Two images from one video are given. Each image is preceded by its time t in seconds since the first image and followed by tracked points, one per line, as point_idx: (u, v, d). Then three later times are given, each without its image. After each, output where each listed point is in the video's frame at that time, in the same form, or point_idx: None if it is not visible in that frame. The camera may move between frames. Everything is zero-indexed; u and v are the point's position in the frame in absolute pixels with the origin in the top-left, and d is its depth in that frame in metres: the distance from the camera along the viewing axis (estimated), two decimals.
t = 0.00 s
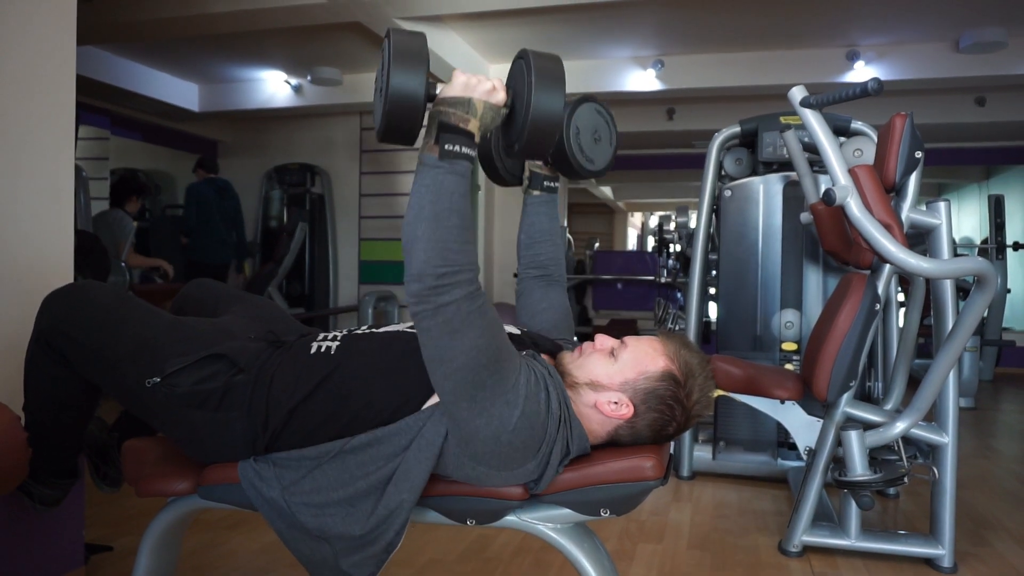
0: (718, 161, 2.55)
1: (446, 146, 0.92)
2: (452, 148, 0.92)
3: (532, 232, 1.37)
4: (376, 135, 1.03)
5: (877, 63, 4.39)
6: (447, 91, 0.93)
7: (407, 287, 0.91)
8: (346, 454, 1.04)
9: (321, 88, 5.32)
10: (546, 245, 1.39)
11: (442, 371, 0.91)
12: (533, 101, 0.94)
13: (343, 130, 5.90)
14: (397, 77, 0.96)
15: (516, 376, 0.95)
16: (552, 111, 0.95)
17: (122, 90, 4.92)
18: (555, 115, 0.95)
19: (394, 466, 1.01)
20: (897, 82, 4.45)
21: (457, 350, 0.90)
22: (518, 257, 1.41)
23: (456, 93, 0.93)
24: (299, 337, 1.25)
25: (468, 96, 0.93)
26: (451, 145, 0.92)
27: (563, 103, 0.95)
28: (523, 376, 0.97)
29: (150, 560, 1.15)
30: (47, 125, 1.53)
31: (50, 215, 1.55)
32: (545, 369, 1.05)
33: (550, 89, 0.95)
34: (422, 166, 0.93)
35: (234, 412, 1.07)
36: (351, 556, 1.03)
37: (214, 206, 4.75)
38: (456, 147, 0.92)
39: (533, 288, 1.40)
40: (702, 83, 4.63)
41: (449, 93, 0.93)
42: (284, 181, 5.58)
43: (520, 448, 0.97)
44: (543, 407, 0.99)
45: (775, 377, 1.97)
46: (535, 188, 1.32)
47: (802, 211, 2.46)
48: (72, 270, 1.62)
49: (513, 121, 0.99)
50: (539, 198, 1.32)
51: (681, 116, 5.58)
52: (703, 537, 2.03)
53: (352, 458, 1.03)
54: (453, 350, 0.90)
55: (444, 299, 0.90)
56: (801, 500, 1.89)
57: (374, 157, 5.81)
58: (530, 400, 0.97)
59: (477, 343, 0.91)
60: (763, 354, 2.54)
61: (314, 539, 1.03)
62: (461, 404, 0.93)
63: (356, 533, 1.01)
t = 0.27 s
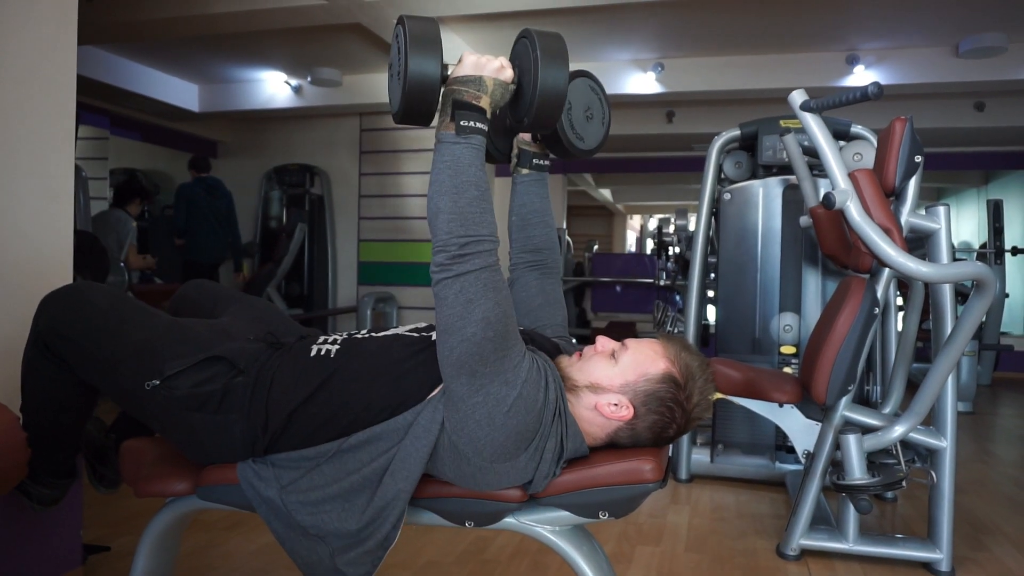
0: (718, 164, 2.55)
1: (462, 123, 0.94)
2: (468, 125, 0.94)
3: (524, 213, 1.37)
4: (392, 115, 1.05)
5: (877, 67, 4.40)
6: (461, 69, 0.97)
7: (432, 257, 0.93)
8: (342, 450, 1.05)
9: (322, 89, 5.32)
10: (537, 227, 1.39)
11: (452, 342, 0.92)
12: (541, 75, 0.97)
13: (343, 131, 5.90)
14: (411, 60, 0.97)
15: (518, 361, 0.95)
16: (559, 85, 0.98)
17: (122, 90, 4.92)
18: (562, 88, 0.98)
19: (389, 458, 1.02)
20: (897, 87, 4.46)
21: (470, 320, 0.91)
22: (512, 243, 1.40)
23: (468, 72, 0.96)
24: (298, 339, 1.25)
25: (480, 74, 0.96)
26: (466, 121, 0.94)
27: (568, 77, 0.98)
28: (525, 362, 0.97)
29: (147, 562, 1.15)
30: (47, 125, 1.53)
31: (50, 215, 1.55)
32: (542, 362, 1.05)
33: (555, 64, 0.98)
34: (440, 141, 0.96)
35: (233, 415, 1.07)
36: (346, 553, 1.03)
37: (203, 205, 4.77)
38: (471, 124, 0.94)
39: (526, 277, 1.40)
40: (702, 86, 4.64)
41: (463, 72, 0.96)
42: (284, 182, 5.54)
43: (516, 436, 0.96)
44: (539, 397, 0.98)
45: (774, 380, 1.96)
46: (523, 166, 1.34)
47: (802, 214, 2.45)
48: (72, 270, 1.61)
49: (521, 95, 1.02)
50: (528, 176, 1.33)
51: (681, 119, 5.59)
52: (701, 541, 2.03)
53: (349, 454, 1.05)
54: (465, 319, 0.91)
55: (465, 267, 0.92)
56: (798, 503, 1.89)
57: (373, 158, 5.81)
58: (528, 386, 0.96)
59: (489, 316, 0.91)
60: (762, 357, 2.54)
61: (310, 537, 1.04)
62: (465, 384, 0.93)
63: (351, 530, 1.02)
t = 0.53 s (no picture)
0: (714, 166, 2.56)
1: (448, 134, 0.93)
2: (454, 135, 0.93)
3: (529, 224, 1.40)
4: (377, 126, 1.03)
5: (873, 71, 4.41)
6: (448, 75, 0.95)
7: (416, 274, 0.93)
8: (339, 453, 1.05)
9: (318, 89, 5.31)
10: (543, 240, 1.41)
11: (443, 359, 0.92)
12: (531, 79, 0.94)
13: (339, 132, 5.90)
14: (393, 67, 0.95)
15: (512, 372, 0.96)
16: (549, 90, 0.95)
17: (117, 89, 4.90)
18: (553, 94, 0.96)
19: (387, 464, 1.02)
20: (893, 90, 4.47)
21: (458, 338, 0.91)
22: (517, 253, 1.42)
23: (456, 77, 0.95)
24: (296, 340, 1.25)
25: (467, 81, 0.95)
26: (452, 132, 0.93)
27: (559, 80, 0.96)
28: (518, 370, 0.98)
29: (142, 562, 1.15)
30: (43, 124, 1.53)
31: (45, 214, 1.54)
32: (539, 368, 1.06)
33: (545, 68, 0.95)
34: (425, 154, 0.95)
35: (230, 413, 1.07)
36: (341, 558, 1.03)
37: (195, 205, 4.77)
38: (458, 134, 0.93)
39: (529, 286, 1.40)
40: (698, 88, 4.65)
41: (449, 78, 0.95)
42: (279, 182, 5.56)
43: (510, 446, 0.96)
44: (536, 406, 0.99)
45: (770, 383, 1.97)
46: (532, 182, 1.35)
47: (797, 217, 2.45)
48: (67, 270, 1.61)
49: (512, 101, 1.00)
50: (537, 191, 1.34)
51: (677, 121, 5.60)
52: (697, 542, 2.03)
53: (347, 457, 1.04)
54: (454, 337, 0.91)
55: (450, 285, 0.92)
56: (793, 506, 1.90)
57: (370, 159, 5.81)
58: (525, 397, 0.97)
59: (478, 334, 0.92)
60: (758, 359, 2.55)
61: (306, 541, 1.04)
62: (457, 396, 0.93)
63: (347, 534, 1.02)
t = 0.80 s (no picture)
0: (711, 164, 2.55)
1: (426, 205, 0.82)
2: (433, 206, 0.82)
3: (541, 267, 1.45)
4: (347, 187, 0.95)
5: (870, 70, 4.40)
6: (422, 136, 0.82)
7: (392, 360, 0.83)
8: (340, 458, 1.02)
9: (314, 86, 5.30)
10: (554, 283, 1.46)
11: (437, 429, 0.87)
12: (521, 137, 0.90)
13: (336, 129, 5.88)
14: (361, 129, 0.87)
15: (513, 413, 0.92)
16: (543, 141, 0.90)
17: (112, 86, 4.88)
18: (547, 145, 0.90)
19: (394, 476, 1.00)
20: (890, 89, 4.47)
21: (453, 415, 0.85)
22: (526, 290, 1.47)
23: (433, 137, 0.81)
24: (293, 337, 1.25)
25: (447, 141, 0.81)
26: (431, 202, 0.82)
27: (551, 136, 0.91)
28: (519, 408, 0.93)
29: (136, 559, 1.14)
30: (37, 119, 1.52)
31: (40, 211, 1.53)
32: (538, 394, 1.01)
33: (535, 119, 0.91)
34: (399, 227, 0.83)
35: (227, 408, 1.07)
36: (341, 563, 1.00)
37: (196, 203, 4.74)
38: (438, 204, 0.82)
39: (538, 318, 1.44)
40: (695, 87, 4.64)
41: (425, 138, 0.82)
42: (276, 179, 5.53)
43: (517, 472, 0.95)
44: (541, 434, 0.97)
45: (766, 380, 1.97)
46: (548, 229, 1.45)
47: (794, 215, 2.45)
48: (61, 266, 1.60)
49: (500, 159, 0.94)
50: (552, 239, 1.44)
51: (674, 119, 5.59)
52: (692, 540, 2.03)
53: (349, 464, 1.02)
54: (448, 412, 0.85)
55: (435, 371, 0.82)
56: (790, 503, 1.89)
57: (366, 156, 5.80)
58: (529, 433, 0.94)
59: (473, 404, 0.85)
60: (754, 357, 2.55)
61: (303, 542, 1.01)
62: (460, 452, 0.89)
63: (350, 540, 0.99)
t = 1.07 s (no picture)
0: (714, 159, 2.54)
1: (425, 338, 0.69)
2: (433, 339, 0.69)
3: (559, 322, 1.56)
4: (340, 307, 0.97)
5: (872, 63, 4.39)
6: (413, 264, 0.68)
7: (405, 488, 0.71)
8: (342, 470, 1.00)
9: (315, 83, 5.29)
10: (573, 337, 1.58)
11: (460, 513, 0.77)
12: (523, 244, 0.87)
13: (337, 126, 5.87)
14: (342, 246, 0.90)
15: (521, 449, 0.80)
16: (548, 250, 0.88)
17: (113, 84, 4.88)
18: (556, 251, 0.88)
19: (394, 497, 0.97)
20: (893, 83, 4.46)
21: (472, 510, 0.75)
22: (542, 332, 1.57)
23: (427, 267, 0.67)
24: (295, 332, 1.25)
25: (443, 268, 0.67)
26: (430, 334, 0.69)
27: (557, 243, 0.88)
28: (527, 446, 0.82)
29: (140, 557, 1.14)
30: (38, 117, 1.52)
31: (42, 209, 1.53)
32: (532, 413, 0.88)
33: (541, 223, 0.89)
34: (398, 358, 0.71)
35: (228, 406, 1.06)
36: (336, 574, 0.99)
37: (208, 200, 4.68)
38: (438, 336, 0.69)
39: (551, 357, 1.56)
40: (697, 81, 4.64)
41: (417, 265, 0.68)
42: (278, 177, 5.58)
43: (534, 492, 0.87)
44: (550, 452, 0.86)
45: (770, 375, 1.97)
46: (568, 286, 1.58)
47: (797, 210, 2.45)
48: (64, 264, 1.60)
49: (504, 269, 0.91)
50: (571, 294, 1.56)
51: (676, 114, 5.59)
52: (696, 536, 2.03)
53: (350, 478, 0.99)
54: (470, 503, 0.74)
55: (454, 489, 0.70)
56: (794, 498, 1.89)
57: (368, 153, 5.80)
58: (539, 457, 0.83)
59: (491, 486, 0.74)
60: (758, 352, 2.54)
61: (301, 548, 0.99)
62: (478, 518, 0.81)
63: (347, 554, 0.97)
